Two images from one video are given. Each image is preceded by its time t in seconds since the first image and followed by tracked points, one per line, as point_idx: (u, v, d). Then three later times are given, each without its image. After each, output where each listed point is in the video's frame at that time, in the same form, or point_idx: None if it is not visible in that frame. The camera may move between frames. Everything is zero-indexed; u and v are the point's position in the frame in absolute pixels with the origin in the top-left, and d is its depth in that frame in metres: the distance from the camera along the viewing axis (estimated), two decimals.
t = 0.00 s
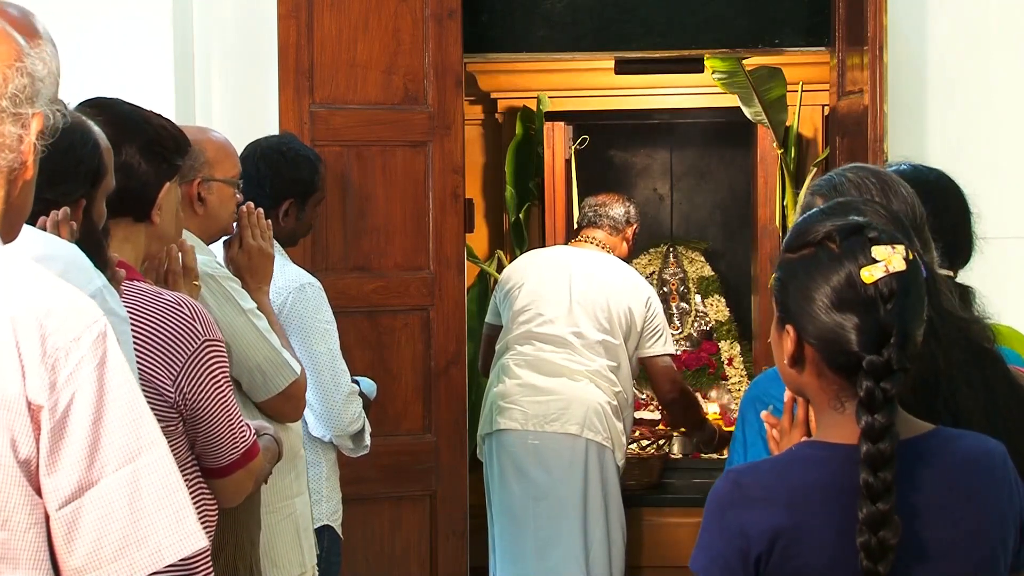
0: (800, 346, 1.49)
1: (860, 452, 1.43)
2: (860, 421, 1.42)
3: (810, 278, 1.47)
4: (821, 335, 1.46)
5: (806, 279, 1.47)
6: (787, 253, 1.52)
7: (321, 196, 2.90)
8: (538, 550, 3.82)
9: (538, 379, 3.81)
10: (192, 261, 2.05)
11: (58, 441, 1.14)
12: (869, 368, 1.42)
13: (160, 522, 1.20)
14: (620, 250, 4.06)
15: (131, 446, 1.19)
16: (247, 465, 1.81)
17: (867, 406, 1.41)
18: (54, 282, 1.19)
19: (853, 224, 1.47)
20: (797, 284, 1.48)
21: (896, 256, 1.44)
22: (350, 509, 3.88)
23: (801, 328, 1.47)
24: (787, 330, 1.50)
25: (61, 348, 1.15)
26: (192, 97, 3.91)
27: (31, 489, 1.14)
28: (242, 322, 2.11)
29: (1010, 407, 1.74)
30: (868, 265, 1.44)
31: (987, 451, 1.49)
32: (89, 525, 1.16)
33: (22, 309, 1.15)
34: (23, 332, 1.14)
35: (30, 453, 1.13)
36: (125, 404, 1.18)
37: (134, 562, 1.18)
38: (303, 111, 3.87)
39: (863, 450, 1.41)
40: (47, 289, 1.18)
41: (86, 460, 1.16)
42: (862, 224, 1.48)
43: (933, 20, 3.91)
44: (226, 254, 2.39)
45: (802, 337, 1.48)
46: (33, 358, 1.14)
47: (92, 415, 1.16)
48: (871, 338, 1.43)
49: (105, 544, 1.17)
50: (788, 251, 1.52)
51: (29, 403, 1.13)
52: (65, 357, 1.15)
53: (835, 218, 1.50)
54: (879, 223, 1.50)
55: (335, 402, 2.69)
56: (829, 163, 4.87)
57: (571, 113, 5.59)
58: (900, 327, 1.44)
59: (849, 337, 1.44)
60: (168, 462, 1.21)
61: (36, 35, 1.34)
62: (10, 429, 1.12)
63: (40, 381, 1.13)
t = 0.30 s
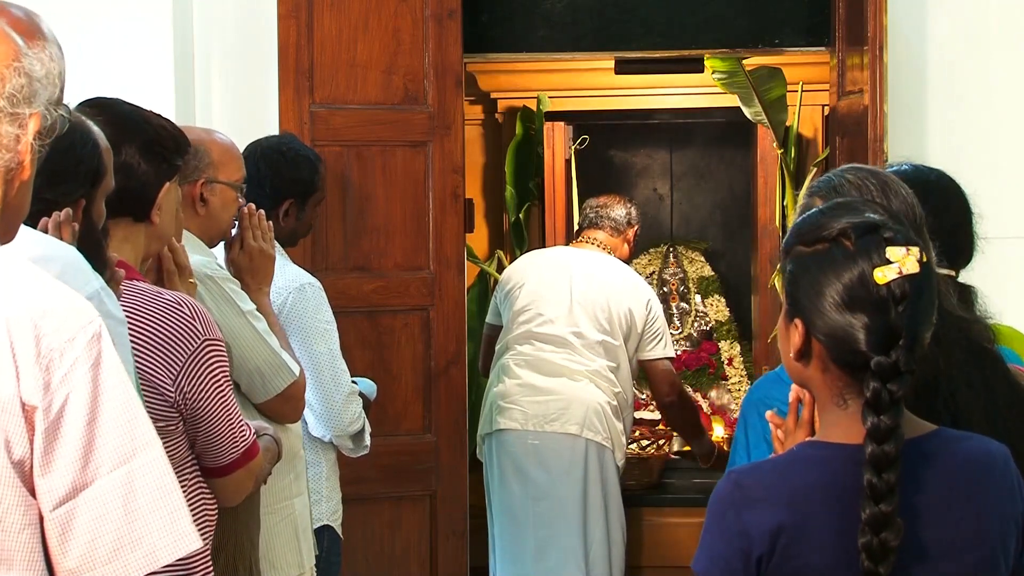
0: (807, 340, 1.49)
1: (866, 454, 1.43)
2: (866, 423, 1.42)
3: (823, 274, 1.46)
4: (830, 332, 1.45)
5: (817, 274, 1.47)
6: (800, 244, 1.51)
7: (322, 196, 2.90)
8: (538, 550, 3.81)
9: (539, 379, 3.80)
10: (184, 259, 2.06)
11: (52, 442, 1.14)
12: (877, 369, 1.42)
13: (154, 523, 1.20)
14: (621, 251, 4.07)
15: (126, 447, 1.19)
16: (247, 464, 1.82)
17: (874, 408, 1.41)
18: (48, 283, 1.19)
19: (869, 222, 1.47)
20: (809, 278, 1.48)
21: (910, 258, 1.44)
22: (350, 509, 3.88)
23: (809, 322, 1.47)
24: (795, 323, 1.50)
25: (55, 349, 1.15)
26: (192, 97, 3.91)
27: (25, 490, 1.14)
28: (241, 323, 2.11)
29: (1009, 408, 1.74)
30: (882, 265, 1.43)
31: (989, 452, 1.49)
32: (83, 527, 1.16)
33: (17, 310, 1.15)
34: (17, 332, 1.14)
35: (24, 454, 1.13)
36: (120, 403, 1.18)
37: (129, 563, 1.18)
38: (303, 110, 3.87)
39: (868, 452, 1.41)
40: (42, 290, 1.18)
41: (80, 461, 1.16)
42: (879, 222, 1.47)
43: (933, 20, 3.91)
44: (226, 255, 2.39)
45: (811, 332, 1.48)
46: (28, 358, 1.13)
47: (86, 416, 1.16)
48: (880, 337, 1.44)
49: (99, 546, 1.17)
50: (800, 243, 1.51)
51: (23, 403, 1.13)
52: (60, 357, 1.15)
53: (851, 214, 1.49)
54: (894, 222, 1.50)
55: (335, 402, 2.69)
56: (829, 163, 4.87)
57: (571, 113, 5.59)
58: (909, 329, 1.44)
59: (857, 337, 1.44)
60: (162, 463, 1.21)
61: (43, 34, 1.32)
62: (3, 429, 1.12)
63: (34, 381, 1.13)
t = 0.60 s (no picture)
0: (806, 340, 1.49)
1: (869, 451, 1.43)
2: (869, 421, 1.42)
3: (820, 273, 1.47)
4: (829, 331, 1.45)
5: (815, 273, 1.47)
6: (797, 244, 1.51)
7: (322, 196, 2.90)
8: (538, 550, 3.81)
9: (539, 378, 3.80)
10: (183, 260, 2.05)
11: (46, 442, 1.14)
12: (877, 367, 1.42)
13: (148, 524, 1.20)
14: (621, 252, 4.07)
15: (120, 448, 1.19)
16: (246, 464, 1.82)
17: (876, 405, 1.42)
18: (42, 284, 1.20)
19: (865, 220, 1.47)
20: (806, 278, 1.48)
21: (907, 255, 1.44)
22: (350, 509, 3.88)
23: (808, 322, 1.48)
24: (794, 323, 1.50)
25: (49, 349, 1.16)
26: (192, 97, 3.91)
27: (19, 491, 1.13)
28: (236, 323, 2.12)
29: (1010, 409, 1.74)
30: (879, 264, 1.43)
31: (992, 453, 1.48)
32: (77, 527, 1.15)
33: (11, 312, 1.15)
34: (11, 333, 1.15)
35: (18, 455, 1.13)
36: (115, 403, 1.18)
37: (123, 563, 1.18)
38: (303, 111, 3.87)
39: (871, 450, 1.41)
40: (37, 291, 1.18)
41: (74, 462, 1.16)
42: (875, 221, 1.47)
43: (933, 20, 3.91)
44: (224, 255, 2.39)
45: (809, 332, 1.48)
46: (22, 359, 1.14)
47: (81, 417, 1.16)
48: (879, 335, 1.43)
49: (93, 547, 1.16)
50: (796, 243, 1.52)
51: (17, 404, 1.13)
52: (54, 358, 1.16)
53: (848, 213, 1.50)
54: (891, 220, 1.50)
55: (336, 402, 2.69)
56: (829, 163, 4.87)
57: (571, 113, 5.59)
58: (908, 326, 1.44)
59: (856, 335, 1.44)
60: (156, 464, 1.21)
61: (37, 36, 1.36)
62: None
63: (28, 382, 1.14)
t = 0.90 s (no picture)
0: (801, 338, 1.49)
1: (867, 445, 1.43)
2: (866, 411, 1.42)
3: (811, 270, 1.47)
4: (824, 325, 1.45)
5: (808, 270, 1.48)
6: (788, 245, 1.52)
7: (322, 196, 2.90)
8: (538, 550, 3.81)
9: (539, 378, 3.80)
10: (184, 261, 2.05)
11: (41, 442, 1.14)
12: (872, 358, 1.42)
13: (143, 525, 1.20)
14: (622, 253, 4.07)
15: (115, 448, 1.19)
16: (245, 465, 1.81)
17: (872, 395, 1.41)
18: (37, 283, 1.19)
19: (853, 216, 1.48)
20: (800, 276, 1.48)
21: (897, 246, 1.44)
22: (350, 509, 3.88)
23: (801, 319, 1.48)
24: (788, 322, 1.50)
25: (44, 349, 1.15)
26: (192, 97, 3.91)
27: (14, 491, 1.14)
28: (233, 323, 2.12)
29: (1009, 408, 1.75)
30: (869, 255, 1.44)
31: (992, 453, 1.48)
32: (72, 528, 1.15)
33: (6, 312, 1.15)
34: (6, 332, 1.14)
35: (12, 455, 1.13)
36: (110, 403, 1.18)
37: (117, 564, 1.18)
38: (303, 110, 3.87)
39: (869, 441, 1.41)
40: (33, 291, 1.18)
41: (70, 462, 1.16)
42: (863, 216, 1.48)
43: (933, 20, 3.91)
44: (222, 255, 2.39)
45: (804, 331, 1.48)
46: (16, 360, 1.14)
47: (75, 417, 1.16)
48: (872, 327, 1.43)
49: (87, 547, 1.16)
50: (789, 246, 1.52)
51: (12, 404, 1.13)
52: (49, 357, 1.15)
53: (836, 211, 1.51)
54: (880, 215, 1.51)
55: (336, 402, 2.69)
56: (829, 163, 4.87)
57: (571, 113, 5.59)
58: (902, 318, 1.44)
59: (851, 327, 1.44)
60: (151, 464, 1.21)
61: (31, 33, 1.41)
62: None
63: (23, 382, 1.13)
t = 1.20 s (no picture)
0: (798, 338, 1.49)
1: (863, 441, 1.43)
2: (862, 407, 1.42)
3: (806, 267, 1.48)
4: (819, 322, 1.45)
5: (803, 268, 1.48)
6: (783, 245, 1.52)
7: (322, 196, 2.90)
8: (537, 550, 3.81)
9: (539, 378, 3.80)
10: (185, 261, 2.05)
11: (37, 442, 1.14)
12: (869, 354, 1.42)
13: (139, 525, 1.20)
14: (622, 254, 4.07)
15: (112, 448, 1.19)
16: (244, 465, 1.81)
17: (869, 391, 1.41)
18: (33, 283, 1.19)
19: (847, 214, 1.49)
20: (796, 275, 1.48)
21: (891, 242, 1.45)
22: (350, 509, 3.88)
23: (797, 317, 1.48)
24: (785, 321, 1.50)
25: (40, 349, 1.15)
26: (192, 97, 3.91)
27: (10, 491, 1.13)
28: (229, 322, 2.12)
29: (1010, 408, 1.74)
30: (864, 251, 1.44)
31: (991, 452, 1.49)
32: (68, 528, 1.15)
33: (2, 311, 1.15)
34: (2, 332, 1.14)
35: (9, 455, 1.13)
36: (106, 404, 1.18)
37: (114, 564, 1.18)
38: (303, 110, 3.87)
39: (865, 437, 1.41)
40: (30, 292, 1.18)
41: (66, 462, 1.16)
42: (857, 213, 1.49)
43: (933, 20, 3.91)
44: (220, 255, 2.39)
45: (801, 330, 1.48)
46: (13, 360, 1.13)
47: (71, 418, 1.16)
48: (869, 322, 1.43)
49: (84, 547, 1.16)
50: (784, 247, 1.53)
51: (8, 404, 1.13)
52: (45, 357, 1.15)
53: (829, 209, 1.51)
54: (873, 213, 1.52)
55: (336, 401, 2.69)
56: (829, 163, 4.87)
57: (571, 113, 5.59)
58: (898, 313, 1.44)
59: (848, 323, 1.44)
60: (148, 465, 1.21)
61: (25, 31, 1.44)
62: None
63: (19, 382, 1.13)
